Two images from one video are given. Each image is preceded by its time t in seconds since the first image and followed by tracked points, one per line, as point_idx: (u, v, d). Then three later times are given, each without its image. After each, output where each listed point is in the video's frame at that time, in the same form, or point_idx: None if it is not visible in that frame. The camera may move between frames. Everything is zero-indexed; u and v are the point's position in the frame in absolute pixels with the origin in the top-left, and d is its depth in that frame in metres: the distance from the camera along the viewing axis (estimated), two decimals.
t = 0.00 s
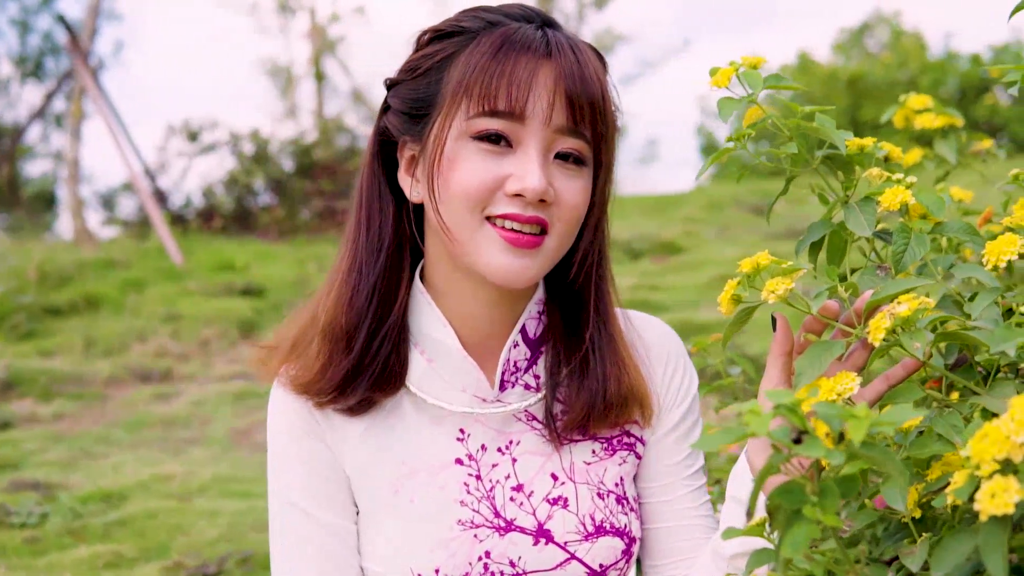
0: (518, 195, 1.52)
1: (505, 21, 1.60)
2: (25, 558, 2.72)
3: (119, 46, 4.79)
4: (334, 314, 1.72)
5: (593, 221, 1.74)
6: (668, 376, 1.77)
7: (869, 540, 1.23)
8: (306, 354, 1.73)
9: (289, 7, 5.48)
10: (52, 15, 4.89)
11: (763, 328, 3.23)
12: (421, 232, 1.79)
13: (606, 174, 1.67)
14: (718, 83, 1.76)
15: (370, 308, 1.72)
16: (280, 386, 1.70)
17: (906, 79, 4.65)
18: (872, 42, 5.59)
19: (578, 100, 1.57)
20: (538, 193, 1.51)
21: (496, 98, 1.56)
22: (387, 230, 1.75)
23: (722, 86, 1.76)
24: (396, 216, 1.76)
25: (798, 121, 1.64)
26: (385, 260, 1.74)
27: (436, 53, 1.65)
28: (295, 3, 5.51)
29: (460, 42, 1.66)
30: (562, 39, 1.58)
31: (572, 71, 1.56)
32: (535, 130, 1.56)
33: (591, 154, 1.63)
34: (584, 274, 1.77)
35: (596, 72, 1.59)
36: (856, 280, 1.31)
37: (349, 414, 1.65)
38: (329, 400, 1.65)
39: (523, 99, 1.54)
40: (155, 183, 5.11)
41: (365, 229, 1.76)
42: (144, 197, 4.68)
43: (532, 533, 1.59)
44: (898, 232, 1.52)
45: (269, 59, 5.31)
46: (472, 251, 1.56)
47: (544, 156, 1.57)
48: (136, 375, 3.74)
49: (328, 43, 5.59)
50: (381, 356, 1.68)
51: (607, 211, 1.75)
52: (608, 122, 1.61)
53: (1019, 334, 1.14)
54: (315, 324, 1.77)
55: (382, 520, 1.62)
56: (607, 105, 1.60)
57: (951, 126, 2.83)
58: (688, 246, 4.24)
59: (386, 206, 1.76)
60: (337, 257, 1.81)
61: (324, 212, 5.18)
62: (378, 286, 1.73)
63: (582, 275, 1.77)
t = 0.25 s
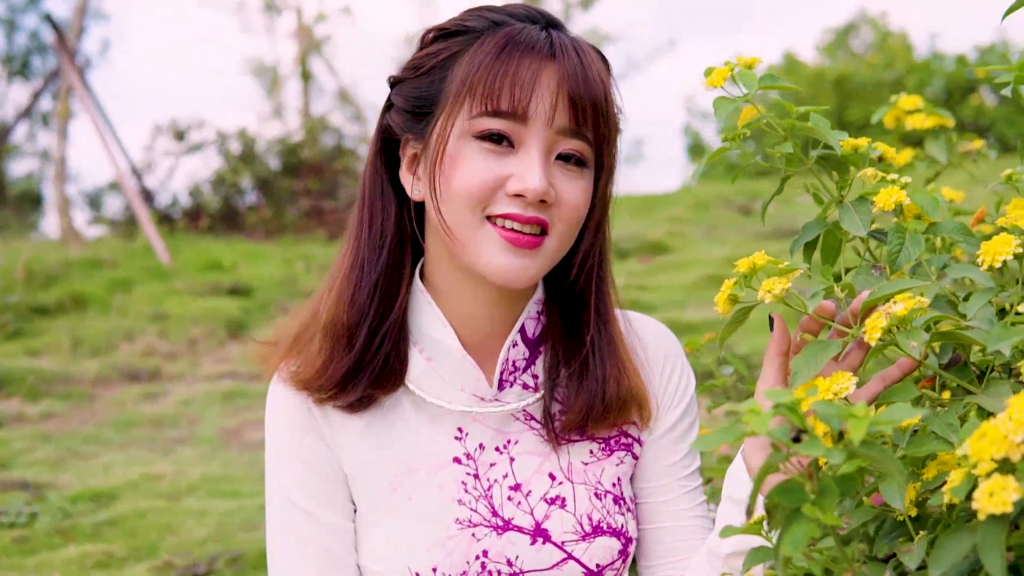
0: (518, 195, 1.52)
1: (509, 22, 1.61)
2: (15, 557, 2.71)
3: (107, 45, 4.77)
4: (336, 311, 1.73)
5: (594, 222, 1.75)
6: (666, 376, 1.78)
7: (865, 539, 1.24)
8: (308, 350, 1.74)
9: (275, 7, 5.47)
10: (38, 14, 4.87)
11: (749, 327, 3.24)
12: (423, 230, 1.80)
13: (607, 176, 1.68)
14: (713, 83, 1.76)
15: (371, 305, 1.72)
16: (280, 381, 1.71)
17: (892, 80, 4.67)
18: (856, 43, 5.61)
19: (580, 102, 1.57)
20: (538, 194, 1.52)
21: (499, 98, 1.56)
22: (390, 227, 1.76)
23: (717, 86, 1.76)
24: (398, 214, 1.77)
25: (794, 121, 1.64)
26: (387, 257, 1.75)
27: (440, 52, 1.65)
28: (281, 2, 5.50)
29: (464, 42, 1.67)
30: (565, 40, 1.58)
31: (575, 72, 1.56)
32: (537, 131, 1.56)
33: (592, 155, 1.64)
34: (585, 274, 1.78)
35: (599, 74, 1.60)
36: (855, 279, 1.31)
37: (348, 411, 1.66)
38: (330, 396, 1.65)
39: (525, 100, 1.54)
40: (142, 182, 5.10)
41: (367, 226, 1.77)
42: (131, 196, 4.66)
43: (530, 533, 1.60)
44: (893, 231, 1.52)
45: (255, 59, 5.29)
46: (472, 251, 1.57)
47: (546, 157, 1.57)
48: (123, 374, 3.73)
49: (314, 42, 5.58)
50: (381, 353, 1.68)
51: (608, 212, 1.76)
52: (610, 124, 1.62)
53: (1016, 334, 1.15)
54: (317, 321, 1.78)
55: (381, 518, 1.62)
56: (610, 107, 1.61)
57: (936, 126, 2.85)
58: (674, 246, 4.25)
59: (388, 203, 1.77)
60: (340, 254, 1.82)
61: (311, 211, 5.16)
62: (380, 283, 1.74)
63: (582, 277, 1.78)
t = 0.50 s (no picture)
0: (519, 197, 1.53)
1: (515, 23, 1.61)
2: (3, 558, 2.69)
3: (93, 44, 4.76)
4: (337, 308, 1.73)
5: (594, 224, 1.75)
6: (662, 378, 1.80)
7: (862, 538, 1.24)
8: (309, 345, 1.74)
9: (261, 7, 5.47)
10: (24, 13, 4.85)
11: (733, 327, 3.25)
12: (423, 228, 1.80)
13: (609, 180, 1.68)
14: (708, 83, 1.76)
15: (372, 302, 1.72)
16: (281, 376, 1.71)
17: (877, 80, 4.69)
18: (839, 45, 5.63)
19: (584, 104, 1.57)
20: (539, 196, 1.52)
21: (503, 98, 1.57)
22: (392, 224, 1.76)
23: (711, 87, 1.76)
24: (400, 211, 1.77)
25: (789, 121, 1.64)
26: (389, 254, 1.75)
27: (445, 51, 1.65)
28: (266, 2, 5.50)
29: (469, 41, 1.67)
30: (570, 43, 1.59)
31: (580, 75, 1.57)
32: (539, 132, 1.56)
33: (594, 158, 1.64)
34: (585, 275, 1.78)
35: (604, 77, 1.60)
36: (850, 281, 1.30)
37: (347, 408, 1.66)
38: (329, 392, 1.65)
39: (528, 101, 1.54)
40: (127, 181, 5.08)
41: (369, 223, 1.77)
42: (117, 196, 4.65)
43: (526, 533, 1.60)
44: (887, 232, 1.53)
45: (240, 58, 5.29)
46: (472, 251, 1.57)
47: (547, 159, 1.57)
48: (111, 374, 3.72)
49: (300, 42, 5.58)
50: (381, 351, 1.69)
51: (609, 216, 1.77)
52: (613, 128, 1.62)
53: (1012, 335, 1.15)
54: (318, 317, 1.78)
55: (379, 518, 1.62)
56: (613, 111, 1.61)
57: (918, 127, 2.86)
58: (660, 246, 4.26)
59: (390, 200, 1.77)
60: (341, 250, 1.82)
61: (297, 211, 5.17)
62: (381, 280, 1.74)
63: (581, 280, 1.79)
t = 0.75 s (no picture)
0: (519, 200, 1.53)
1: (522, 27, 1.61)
2: None
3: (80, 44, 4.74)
4: (338, 304, 1.72)
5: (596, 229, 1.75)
6: (658, 381, 1.80)
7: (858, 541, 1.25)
8: (309, 341, 1.74)
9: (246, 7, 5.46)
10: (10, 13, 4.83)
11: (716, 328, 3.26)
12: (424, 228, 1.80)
13: (611, 188, 1.68)
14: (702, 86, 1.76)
15: (373, 300, 1.72)
16: (280, 371, 1.71)
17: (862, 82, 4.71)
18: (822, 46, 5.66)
19: (587, 111, 1.58)
20: (539, 200, 1.52)
21: (508, 100, 1.57)
22: (394, 222, 1.76)
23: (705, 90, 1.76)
24: (403, 209, 1.77)
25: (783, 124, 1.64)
26: (391, 252, 1.75)
27: (453, 51, 1.66)
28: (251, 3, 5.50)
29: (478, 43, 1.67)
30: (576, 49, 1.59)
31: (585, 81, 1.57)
32: (542, 136, 1.57)
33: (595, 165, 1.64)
34: (585, 279, 1.79)
35: (608, 85, 1.60)
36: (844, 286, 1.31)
37: (345, 405, 1.65)
38: (328, 389, 1.65)
39: (532, 104, 1.55)
40: (113, 182, 5.07)
41: (372, 220, 1.77)
42: (103, 196, 4.63)
43: (523, 535, 1.60)
44: (881, 235, 1.53)
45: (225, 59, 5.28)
46: (470, 252, 1.58)
47: (549, 164, 1.58)
48: (98, 375, 3.71)
49: (285, 42, 5.57)
50: (382, 349, 1.68)
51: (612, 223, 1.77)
52: (615, 136, 1.62)
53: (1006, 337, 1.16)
54: (318, 314, 1.77)
55: (376, 517, 1.62)
56: (616, 118, 1.61)
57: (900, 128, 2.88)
58: (646, 247, 4.27)
59: (393, 198, 1.77)
60: (344, 247, 1.82)
61: (283, 211, 5.17)
62: (382, 278, 1.74)
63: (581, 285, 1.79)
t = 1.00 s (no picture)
0: (519, 203, 1.53)
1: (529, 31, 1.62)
2: None
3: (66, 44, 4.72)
4: (339, 302, 1.72)
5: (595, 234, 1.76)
6: (654, 385, 1.81)
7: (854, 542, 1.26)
8: (309, 340, 1.74)
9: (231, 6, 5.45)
10: None
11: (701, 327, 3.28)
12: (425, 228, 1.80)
13: (611, 193, 1.68)
14: (697, 89, 1.77)
15: (375, 298, 1.72)
16: (280, 368, 1.71)
17: (847, 82, 4.73)
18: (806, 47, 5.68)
19: (591, 116, 1.58)
20: (539, 205, 1.53)
21: (512, 103, 1.57)
22: (397, 221, 1.76)
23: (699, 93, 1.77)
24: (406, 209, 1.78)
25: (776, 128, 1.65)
26: (394, 251, 1.75)
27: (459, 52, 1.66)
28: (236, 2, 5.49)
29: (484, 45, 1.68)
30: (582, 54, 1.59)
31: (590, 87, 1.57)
32: (544, 141, 1.57)
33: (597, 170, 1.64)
34: (585, 281, 1.80)
35: (612, 91, 1.60)
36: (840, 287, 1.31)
37: (345, 404, 1.65)
38: (329, 387, 1.65)
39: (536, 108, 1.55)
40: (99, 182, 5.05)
41: (375, 219, 1.77)
42: (90, 196, 4.62)
43: (520, 537, 1.60)
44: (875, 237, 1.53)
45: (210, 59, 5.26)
46: (470, 253, 1.58)
47: (550, 168, 1.58)
48: (84, 375, 3.69)
49: (270, 42, 5.56)
50: (382, 348, 1.68)
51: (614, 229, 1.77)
52: (617, 142, 1.63)
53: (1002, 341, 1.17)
54: (319, 312, 1.77)
55: (373, 519, 1.62)
56: (619, 125, 1.61)
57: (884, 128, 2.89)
58: (632, 247, 4.28)
59: (396, 197, 1.77)
60: (346, 246, 1.82)
61: (269, 212, 5.16)
62: (384, 276, 1.74)
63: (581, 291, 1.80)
